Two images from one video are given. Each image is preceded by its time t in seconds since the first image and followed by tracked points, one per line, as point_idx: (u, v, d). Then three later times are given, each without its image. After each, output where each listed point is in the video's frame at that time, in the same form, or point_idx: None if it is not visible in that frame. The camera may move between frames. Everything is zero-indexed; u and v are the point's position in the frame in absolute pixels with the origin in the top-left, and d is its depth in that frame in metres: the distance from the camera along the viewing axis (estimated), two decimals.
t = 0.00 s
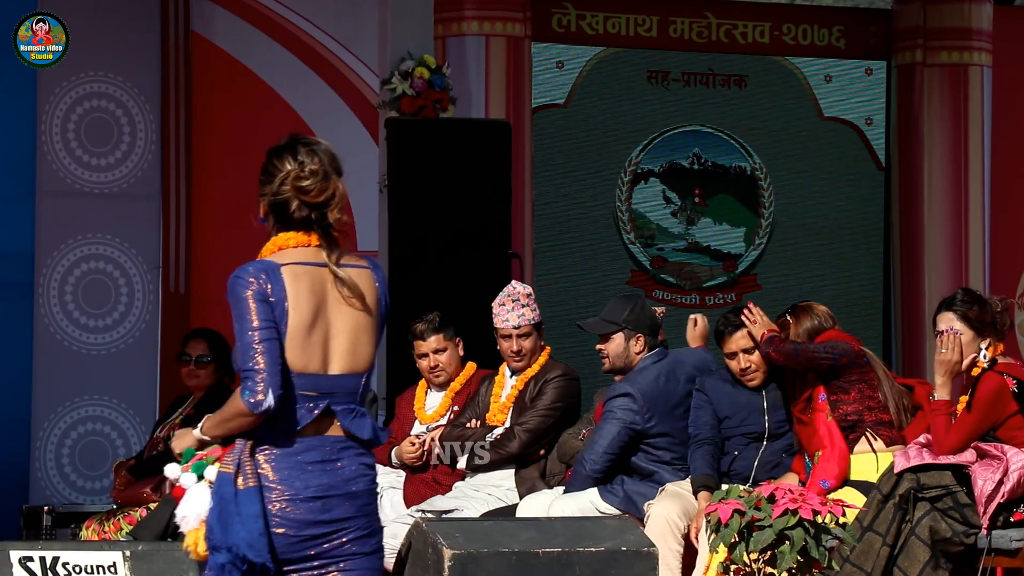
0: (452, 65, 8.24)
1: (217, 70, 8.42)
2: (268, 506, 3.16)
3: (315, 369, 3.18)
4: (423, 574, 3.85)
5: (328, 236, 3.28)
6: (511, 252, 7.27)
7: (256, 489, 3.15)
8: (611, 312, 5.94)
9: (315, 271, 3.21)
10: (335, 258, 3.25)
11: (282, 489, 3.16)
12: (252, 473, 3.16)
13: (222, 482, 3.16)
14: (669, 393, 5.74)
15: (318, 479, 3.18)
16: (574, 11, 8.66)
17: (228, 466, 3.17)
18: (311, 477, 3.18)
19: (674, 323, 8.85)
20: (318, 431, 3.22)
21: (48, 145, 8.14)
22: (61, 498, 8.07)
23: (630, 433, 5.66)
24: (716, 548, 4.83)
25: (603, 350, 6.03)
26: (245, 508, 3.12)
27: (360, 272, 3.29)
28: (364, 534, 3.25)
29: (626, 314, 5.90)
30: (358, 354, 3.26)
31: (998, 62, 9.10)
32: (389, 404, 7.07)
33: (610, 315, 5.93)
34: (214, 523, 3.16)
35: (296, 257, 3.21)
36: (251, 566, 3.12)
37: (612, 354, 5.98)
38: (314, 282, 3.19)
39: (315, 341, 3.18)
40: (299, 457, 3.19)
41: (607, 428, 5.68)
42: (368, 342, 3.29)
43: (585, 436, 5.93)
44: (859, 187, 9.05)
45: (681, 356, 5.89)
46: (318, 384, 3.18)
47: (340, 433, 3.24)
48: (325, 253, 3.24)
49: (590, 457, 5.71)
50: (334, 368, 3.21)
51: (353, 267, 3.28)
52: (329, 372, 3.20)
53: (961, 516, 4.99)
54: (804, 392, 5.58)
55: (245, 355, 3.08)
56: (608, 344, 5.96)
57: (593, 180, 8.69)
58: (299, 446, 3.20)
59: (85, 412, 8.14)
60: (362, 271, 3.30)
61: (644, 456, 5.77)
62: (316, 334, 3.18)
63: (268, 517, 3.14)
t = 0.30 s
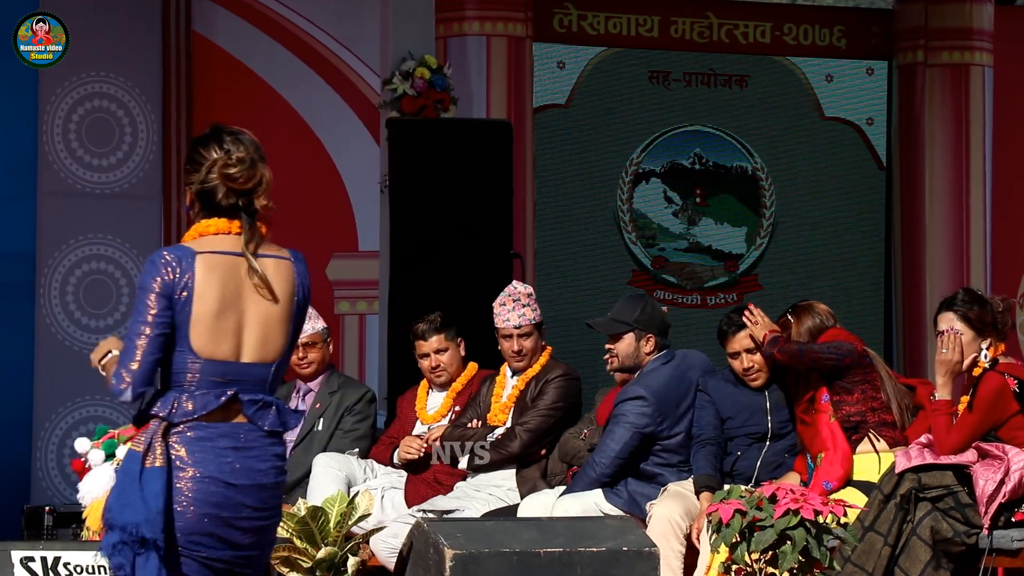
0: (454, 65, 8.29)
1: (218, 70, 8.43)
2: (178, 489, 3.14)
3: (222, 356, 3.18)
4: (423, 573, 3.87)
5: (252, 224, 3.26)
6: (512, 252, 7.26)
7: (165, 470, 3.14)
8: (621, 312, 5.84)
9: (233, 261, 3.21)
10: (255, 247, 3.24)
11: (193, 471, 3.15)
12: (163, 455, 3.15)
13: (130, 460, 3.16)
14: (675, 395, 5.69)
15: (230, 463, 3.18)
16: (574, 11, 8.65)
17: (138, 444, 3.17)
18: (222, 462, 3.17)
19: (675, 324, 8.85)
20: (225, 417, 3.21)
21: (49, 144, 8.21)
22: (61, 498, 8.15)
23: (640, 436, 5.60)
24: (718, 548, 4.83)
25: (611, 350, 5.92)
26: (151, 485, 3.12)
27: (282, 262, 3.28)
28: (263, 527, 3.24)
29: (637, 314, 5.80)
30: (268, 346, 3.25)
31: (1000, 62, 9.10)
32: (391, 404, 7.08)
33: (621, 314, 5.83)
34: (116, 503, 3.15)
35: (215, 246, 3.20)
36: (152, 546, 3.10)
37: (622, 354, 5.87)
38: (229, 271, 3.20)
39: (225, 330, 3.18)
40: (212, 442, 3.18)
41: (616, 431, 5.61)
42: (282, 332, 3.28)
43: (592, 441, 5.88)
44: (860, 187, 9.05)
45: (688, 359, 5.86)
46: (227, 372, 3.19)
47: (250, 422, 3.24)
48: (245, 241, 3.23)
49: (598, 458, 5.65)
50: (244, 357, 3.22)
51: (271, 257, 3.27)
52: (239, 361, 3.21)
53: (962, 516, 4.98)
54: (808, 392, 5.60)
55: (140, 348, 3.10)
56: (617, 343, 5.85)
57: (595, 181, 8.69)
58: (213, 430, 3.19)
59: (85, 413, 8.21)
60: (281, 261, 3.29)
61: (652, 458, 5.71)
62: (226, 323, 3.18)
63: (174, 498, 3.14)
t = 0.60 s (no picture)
0: (455, 65, 8.31)
1: (219, 70, 8.48)
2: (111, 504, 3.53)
3: (137, 380, 3.55)
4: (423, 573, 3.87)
5: (170, 250, 3.66)
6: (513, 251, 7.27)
7: (102, 488, 3.52)
8: (625, 314, 5.74)
9: (149, 286, 3.59)
10: (171, 273, 3.62)
11: (125, 486, 3.55)
12: (97, 473, 3.53)
13: (70, 480, 3.54)
14: (685, 389, 5.74)
15: (162, 478, 3.60)
16: (575, 11, 8.66)
17: (75, 466, 3.54)
18: (153, 476, 3.59)
19: (676, 324, 8.86)
20: (144, 436, 3.59)
21: (50, 144, 8.19)
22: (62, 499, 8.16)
23: (661, 429, 5.60)
24: (718, 548, 4.83)
25: (614, 354, 5.82)
26: (93, 503, 3.51)
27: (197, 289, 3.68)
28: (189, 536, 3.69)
29: (640, 314, 5.75)
30: (182, 370, 3.63)
31: (1000, 62, 9.10)
32: (392, 404, 7.10)
33: (626, 317, 5.73)
34: (63, 519, 3.55)
35: (133, 272, 3.59)
36: (99, 559, 3.50)
37: (630, 358, 5.78)
38: (145, 298, 3.57)
39: (140, 355, 3.55)
40: (139, 459, 3.58)
41: (639, 425, 5.59)
42: (194, 359, 3.65)
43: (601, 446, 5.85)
44: (860, 188, 9.06)
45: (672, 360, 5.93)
46: (145, 397, 3.56)
47: (168, 443, 3.62)
48: (161, 266, 3.62)
49: (621, 449, 5.61)
50: (161, 382, 3.60)
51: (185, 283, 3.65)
52: (153, 385, 3.58)
53: (962, 517, 4.99)
54: (811, 393, 5.60)
55: (49, 373, 3.51)
56: (626, 346, 5.77)
57: (595, 181, 8.69)
58: (140, 449, 3.58)
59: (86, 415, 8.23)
60: (195, 288, 3.68)
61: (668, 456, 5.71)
62: (139, 349, 3.55)
63: (113, 513, 3.53)
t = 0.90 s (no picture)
0: (456, 65, 8.29)
1: (219, 70, 8.51)
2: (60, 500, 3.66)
3: (88, 368, 3.69)
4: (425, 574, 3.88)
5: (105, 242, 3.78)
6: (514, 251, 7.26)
7: (52, 487, 3.65)
8: (617, 316, 5.73)
9: (93, 278, 3.71)
10: (110, 264, 3.76)
11: (72, 478, 3.68)
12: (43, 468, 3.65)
13: (19, 477, 3.65)
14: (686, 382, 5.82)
15: (98, 468, 3.72)
16: (577, 11, 8.65)
17: (24, 462, 3.65)
18: (94, 468, 3.71)
19: (678, 325, 8.85)
20: (90, 425, 3.72)
21: (52, 145, 8.27)
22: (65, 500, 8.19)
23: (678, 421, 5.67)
24: (719, 548, 4.82)
25: (606, 357, 5.77)
26: (41, 503, 3.63)
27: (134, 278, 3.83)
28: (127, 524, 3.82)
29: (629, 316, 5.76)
30: (124, 356, 3.79)
31: (1002, 62, 9.08)
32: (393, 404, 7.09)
33: (618, 319, 5.72)
34: (15, 522, 3.64)
35: (75, 263, 3.70)
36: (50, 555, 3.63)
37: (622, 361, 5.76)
38: (91, 290, 3.70)
39: (89, 344, 3.69)
40: (82, 450, 3.71)
41: (656, 421, 5.65)
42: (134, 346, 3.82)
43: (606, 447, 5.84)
44: (862, 188, 9.05)
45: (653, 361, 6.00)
46: (90, 384, 3.70)
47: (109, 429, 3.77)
48: (102, 258, 3.74)
49: (650, 440, 5.64)
50: (105, 368, 3.74)
51: (123, 273, 3.79)
52: (100, 372, 3.73)
53: (964, 516, 4.99)
54: (813, 396, 5.60)
55: None
56: (620, 348, 5.75)
57: (596, 181, 8.70)
58: (82, 440, 3.71)
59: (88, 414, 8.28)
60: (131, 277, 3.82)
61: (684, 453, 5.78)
62: (89, 337, 3.69)
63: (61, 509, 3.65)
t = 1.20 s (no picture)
0: (468, 62, 8.26)
1: (233, 68, 8.51)
2: None
3: None
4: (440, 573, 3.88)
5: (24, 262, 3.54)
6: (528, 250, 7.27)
7: None
8: (614, 316, 5.75)
9: (9, 297, 3.46)
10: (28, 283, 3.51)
11: None
12: None
13: None
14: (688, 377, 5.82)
15: None
16: (589, 9, 8.62)
17: None
18: None
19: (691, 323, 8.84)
20: None
21: (65, 143, 8.27)
22: (81, 497, 8.23)
23: (685, 413, 5.67)
24: (734, 546, 4.81)
25: (605, 356, 5.78)
26: None
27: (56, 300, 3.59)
28: (37, 534, 3.47)
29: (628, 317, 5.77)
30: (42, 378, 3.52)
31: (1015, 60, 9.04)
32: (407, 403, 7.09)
33: (616, 318, 5.74)
34: None
35: None
36: None
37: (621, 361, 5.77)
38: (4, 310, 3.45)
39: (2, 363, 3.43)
40: None
41: (663, 413, 5.65)
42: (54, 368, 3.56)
43: (618, 449, 5.83)
44: (876, 188, 9.01)
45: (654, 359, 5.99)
46: None
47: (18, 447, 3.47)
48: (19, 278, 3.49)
49: (659, 435, 5.64)
50: (18, 389, 3.47)
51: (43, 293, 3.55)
52: (11, 392, 3.46)
53: (980, 514, 4.99)
54: (832, 395, 5.55)
55: None
56: (619, 347, 5.75)
57: (609, 179, 8.69)
58: None
59: (105, 411, 8.33)
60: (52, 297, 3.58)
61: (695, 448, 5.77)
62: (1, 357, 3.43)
63: None
